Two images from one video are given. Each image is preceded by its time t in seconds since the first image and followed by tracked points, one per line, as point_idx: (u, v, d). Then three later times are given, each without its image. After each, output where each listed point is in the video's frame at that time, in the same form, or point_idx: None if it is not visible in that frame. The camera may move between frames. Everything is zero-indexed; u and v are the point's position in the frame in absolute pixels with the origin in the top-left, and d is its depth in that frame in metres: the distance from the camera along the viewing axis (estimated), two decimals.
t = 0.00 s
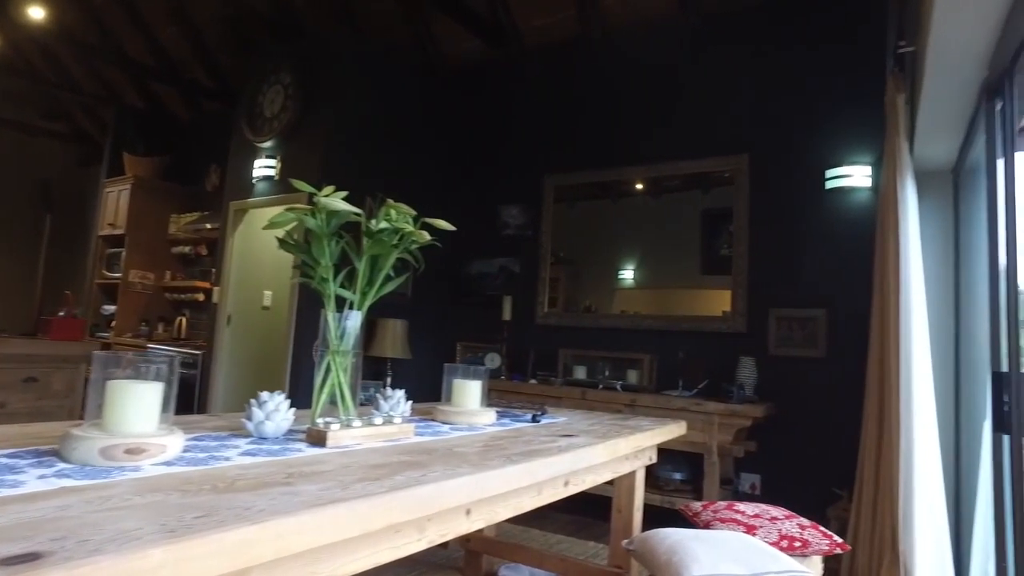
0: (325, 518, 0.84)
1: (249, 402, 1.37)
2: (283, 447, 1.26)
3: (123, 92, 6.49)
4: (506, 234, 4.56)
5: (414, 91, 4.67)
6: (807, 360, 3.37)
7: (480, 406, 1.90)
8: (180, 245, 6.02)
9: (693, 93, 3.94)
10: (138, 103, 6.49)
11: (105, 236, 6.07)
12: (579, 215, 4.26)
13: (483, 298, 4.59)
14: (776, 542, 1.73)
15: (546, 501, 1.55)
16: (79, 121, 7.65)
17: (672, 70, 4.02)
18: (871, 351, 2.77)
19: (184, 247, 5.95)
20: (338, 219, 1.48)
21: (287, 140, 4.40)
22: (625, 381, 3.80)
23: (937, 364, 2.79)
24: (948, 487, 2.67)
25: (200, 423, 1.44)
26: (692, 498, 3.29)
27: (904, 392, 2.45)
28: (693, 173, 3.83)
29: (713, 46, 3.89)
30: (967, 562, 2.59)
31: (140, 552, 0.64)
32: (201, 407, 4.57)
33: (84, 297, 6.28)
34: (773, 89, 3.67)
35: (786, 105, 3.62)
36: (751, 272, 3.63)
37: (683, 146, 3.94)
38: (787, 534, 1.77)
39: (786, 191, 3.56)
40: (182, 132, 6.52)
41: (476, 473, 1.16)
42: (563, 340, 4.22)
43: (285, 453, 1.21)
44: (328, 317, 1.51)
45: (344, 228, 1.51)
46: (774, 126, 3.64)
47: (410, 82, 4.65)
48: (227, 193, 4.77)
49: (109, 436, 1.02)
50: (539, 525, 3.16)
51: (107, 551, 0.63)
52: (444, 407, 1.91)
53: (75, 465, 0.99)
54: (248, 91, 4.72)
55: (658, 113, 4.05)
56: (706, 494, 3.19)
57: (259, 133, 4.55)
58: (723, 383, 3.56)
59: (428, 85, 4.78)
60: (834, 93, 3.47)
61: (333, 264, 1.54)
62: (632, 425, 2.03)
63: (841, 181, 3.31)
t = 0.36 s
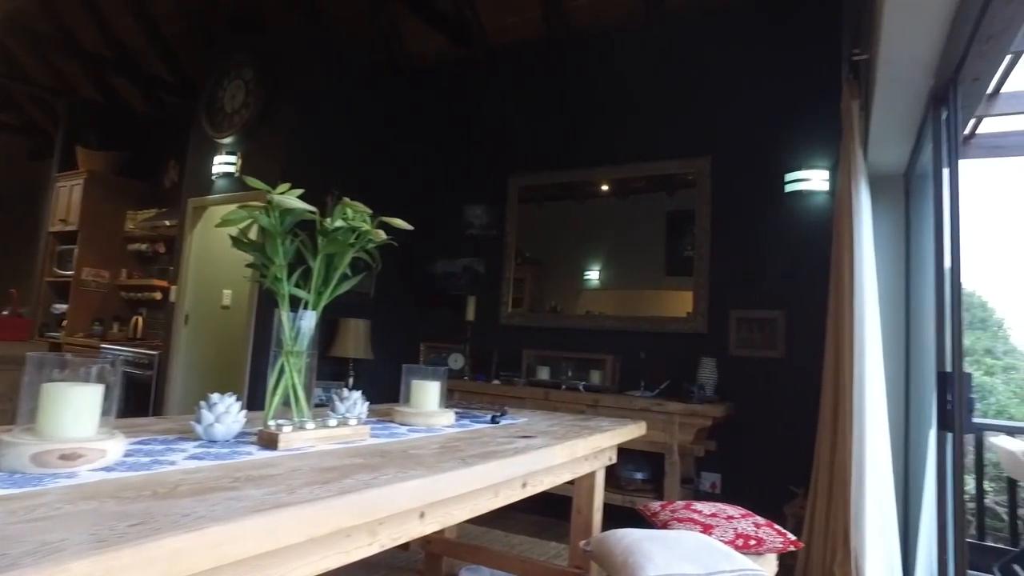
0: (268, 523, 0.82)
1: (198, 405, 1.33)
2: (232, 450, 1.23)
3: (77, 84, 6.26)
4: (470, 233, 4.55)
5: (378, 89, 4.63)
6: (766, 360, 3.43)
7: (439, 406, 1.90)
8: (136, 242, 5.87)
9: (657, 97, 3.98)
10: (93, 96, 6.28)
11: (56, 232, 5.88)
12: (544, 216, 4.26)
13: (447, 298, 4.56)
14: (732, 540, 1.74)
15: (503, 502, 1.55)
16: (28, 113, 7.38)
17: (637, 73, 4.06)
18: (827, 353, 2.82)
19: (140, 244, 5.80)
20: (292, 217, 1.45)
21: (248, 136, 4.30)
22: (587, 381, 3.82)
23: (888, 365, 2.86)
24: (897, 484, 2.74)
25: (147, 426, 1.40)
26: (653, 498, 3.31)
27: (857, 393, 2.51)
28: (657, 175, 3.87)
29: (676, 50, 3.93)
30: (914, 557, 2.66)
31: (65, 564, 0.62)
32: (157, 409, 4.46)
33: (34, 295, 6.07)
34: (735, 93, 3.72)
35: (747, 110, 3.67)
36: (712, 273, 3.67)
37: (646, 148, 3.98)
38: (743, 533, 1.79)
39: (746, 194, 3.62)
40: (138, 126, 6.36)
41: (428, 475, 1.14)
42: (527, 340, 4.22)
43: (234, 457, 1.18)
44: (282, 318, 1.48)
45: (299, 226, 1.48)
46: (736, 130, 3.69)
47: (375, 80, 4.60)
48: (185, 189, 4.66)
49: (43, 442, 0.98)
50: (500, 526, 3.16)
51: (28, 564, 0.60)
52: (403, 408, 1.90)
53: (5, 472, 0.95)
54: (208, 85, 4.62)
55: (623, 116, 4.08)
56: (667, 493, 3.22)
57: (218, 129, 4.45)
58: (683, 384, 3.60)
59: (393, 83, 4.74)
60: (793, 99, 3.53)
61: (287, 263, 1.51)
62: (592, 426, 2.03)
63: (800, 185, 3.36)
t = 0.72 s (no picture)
0: (219, 532, 0.79)
1: (151, 408, 1.29)
2: (185, 455, 1.19)
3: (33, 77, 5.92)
4: (438, 233, 4.53)
5: (346, 85, 4.57)
6: (730, 361, 3.47)
7: (403, 408, 1.89)
8: (93, 239, 5.65)
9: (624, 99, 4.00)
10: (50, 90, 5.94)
11: (7, 228, 5.68)
12: (512, 216, 4.26)
13: (414, 298, 4.53)
14: (695, 540, 1.76)
15: (466, 505, 1.53)
16: None
17: (605, 75, 4.08)
18: (789, 355, 2.86)
19: (96, 241, 5.60)
20: (251, 216, 1.42)
21: (210, 132, 4.21)
22: (554, 382, 3.83)
23: (847, 366, 2.91)
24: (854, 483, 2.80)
25: (97, 431, 1.36)
26: (619, 498, 3.33)
27: (816, 393, 2.56)
28: (625, 177, 3.89)
29: (644, 54, 3.97)
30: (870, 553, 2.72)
31: None
32: (114, 411, 4.34)
33: None
34: (702, 97, 3.76)
35: (712, 114, 3.71)
36: (678, 275, 3.70)
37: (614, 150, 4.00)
38: (705, 533, 1.80)
39: (712, 197, 3.66)
40: (96, 121, 6.16)
41: (388, 479, 1.12)
42: (494, 341, 4.21)
43: (188, 461, 1.14)
44: (240, 319, 1.44)
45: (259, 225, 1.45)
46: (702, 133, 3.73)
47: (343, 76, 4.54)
48: (144, 185, 4.54)
49: None
50: (466, 528, 3.14)
51: None
52: (366, 410, 1.88)
53: None
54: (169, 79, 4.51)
55: (591, 118, 4.10)
56: (632, 493, 3.23)
57: (180, 125, 4.34)
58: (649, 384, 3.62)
59: (361, 80, 4.69)
60: (757, 104, 3.58)
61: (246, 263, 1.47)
62: (557, 427, 2.03)
63: (765, 187, 3.40)
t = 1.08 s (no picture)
0: (166, 533, 0.76)
1: (105, 406, 1.25)
2: (139, 455, 1.15)
3: None
4: (411, 232, 4.50)
5: (317, 81, 4.50)
6: (701, 360, 3.50)
7: (370, 407, 1.86)
8: (55, 236, 5.64)
9: (598, 99, 4.01)
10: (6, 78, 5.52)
11: None
12: (486, 215, 4.24)
13: (386, 297, 4.48)
14: (663, 538, 1.75)
15: (433, 504, 1.51)
16: None
17: (579, 74, 4.08)
18: (758, 353, 2.89)
19: (59, 237, 5.55)
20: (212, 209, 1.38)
21: (177, 126, 4.11)
22: (526, 381, 3.82)
23: (815, 364, 2.95)
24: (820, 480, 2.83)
25: (48, 430, 1.31)
26: (590, 496, 3.33)
27: (784, 392, 2.58)
28: (598, 175, 3.90)
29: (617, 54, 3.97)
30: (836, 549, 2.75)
31: None
32: (76, 411, 4.23)
33: None
34: (674, 97, 3.77)
35: (684, 115, 3.73)
36: (650, 274, 3.72)
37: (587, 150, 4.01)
38: (673, 530, 1.80)
39: (684, 196, 3.68)
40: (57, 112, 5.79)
41: (349, 477, 1.10)
42: (466, 340, 4.19)
43: (141, 461, 1.10)
44: (201, 315, 1.41)
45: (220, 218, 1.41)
46: (674, 133, 3.75)
47: (314, 72, 4.48)
48: (108, 180, 4.43)
49: None
50: (436, 527, 3.12)
51: None
52: (332, 408, 1.85)
53: None
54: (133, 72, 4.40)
55: (565, 118, 4.10)
56: (603, 492, 3.23)
57: (147, 118, 4.21)
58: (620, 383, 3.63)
59: (332, 76, 4.63)
60: (728, 105, 3.61)
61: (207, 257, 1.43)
62: (527, 425, 2.02)
63: (736, 188, 3.41)
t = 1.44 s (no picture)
0: (99, 534, 0.72)
1: (48, 404, 1.20)
2: (82, 454, 1.11)
3: None
4: (381, 228, 4.45)
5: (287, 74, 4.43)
6: (671, 358, 3.51)
7: (331, 404, 1.83)
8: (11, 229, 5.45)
9: (570, 97, 4.00)
10: None
11: None
12: (459, 212, 4.21)
13: (357, 294, 4.42)
14: (629, 536, 1.75)
15: (393, 503, 1.48)
16: None
17: (552, 71, 4.07)
18: (727, 351, 2.90)
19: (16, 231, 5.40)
20: (166, 199, 1.33)
21: (141, 119, 3.93)
22: (496, 379, 3.80)
23: (783, 361, 2.98)
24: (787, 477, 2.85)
25: None
26: (560, 494, 3.32)
27: (751, 389, 2.58)
28: (571, 173, 3.89)
29: (589, 52, 3.96)
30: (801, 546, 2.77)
31: None
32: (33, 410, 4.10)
33: None
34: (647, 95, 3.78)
35: (656, 114, 3.74)
36: (621, 272, 3.72)
37: (560, 148, 4.00)
38: (639, 528, 1.79)
39: (656, 195, 3.69)
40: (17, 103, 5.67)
41: (302, 475, 1.07)
42: (437, 338, 4.15)
43: (83, 460, 1.06)
44: (153, 310, 1.36)
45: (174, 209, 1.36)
46: (647, 131, 3.76)
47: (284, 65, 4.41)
48: (68, 172, 4.31)
49: None
50: (403, 527, 3.08)
51: None
52: (293, 406, 1.82)
53: None
54: (92, 61, 4.26)
55: (537, 115, 4.09)
56: (573, 491, 3.22)
57: (109, 110, 4.03)
58: (590, 381, 3.62)
59: (302, 69, 4.56)
60: (700, 104, 3.62)
61: (161, 250, 1.38)
62: (492, 423, 2.00)
63: (708, 186, 3.41)
